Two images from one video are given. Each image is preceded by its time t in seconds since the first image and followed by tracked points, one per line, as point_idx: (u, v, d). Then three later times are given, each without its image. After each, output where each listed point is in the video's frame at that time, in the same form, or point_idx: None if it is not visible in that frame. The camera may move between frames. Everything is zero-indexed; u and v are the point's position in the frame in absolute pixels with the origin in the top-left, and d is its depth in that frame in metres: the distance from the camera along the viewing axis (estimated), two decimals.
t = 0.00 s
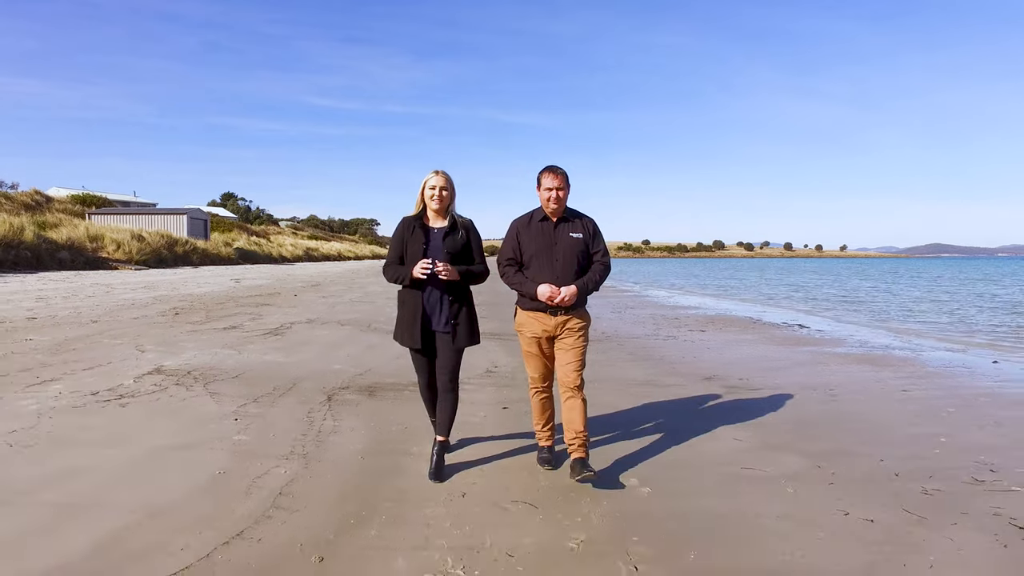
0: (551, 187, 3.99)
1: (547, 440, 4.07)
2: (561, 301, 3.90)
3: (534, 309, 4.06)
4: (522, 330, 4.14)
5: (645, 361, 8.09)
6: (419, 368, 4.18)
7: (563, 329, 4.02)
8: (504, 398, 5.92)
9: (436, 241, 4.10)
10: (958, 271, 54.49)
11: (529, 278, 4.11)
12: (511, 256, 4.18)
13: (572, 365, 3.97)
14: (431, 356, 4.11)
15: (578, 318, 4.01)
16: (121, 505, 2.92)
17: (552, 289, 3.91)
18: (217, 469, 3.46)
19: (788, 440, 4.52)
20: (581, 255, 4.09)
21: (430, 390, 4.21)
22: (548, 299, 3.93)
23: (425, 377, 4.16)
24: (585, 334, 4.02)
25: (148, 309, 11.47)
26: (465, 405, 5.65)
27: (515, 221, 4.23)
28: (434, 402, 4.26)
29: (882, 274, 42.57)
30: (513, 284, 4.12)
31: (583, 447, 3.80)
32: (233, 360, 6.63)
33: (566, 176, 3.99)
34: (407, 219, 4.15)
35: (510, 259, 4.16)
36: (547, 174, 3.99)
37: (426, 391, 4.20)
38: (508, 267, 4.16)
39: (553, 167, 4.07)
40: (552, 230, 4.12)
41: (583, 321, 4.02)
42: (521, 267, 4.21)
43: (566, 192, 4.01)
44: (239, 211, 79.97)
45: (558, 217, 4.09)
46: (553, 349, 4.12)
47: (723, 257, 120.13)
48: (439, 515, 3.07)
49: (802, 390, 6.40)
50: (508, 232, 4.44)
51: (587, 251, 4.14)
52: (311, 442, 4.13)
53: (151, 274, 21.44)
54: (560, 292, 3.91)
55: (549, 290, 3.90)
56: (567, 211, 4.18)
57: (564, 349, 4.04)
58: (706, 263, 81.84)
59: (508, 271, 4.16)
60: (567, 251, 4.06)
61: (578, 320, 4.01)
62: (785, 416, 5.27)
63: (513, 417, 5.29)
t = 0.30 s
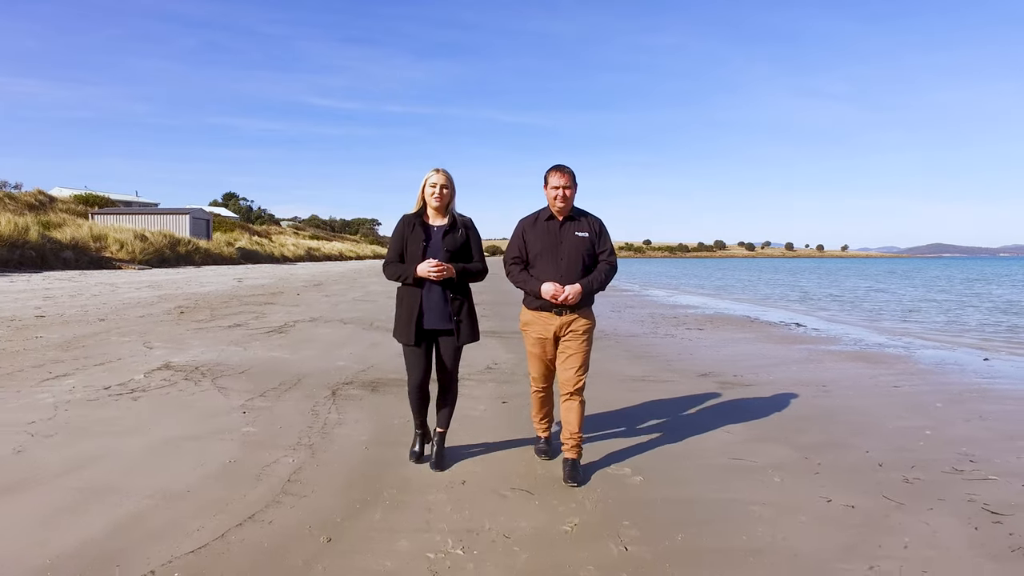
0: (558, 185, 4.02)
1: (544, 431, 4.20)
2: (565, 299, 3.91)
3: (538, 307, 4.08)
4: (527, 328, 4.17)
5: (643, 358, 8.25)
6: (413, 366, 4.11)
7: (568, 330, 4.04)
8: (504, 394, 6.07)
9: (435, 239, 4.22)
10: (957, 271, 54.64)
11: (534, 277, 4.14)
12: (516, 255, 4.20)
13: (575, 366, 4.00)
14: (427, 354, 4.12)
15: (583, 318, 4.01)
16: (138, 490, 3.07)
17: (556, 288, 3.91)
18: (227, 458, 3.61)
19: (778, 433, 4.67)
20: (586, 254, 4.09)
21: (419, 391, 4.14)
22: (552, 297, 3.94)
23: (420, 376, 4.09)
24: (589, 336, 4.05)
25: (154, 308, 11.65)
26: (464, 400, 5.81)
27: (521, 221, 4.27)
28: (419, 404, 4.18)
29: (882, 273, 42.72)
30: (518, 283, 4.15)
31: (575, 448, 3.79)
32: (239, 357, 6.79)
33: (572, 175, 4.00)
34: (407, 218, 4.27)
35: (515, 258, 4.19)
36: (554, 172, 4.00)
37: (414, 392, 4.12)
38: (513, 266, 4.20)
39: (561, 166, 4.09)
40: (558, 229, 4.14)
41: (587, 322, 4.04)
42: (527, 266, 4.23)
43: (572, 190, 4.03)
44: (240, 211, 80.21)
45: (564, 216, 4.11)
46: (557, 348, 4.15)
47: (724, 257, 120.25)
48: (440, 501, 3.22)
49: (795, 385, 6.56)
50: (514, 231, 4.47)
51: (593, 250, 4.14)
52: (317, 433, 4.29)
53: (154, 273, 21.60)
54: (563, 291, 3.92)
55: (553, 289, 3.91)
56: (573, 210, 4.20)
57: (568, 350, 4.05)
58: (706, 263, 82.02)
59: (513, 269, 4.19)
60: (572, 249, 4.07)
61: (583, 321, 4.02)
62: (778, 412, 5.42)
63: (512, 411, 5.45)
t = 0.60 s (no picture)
0: (564, 185, 4.08)
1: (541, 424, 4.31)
2: (570, 297, 3.95)
3: (544, 305, 4.12)
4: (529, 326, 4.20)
5: (641, 356, 8.40)
6: (415, 361, 4.14)
7: (573, 330, 4.09)
8: (504, 390, 6.23)
9: (437, 240, 4.34)
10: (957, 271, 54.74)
11: (540, 275, 4.18)
12: (522, 254, 4.25)
13: (578, 365, 4.15)
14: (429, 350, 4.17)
15: (588, 316, 4.08)
16: (155, 479, 3.22)
17: (561, 286, 3.96)
18: (238, 450, 3.76)
19: (770, 428, 4.82)
20: (592, 252, 4.13)
21: (420, 385, 4.15)
22: (558, 296, 3.98)
23: (425, 371, 4.14)
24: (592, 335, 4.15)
25: (160, 307, 11.82)
26: (466, 396, 5.96)
27: (527, 220, 4.33)
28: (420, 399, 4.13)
29: (882, 273, 42.85)
30: (524, 282, 4.20)
31: (573, 442, 3.94)
32: (245, 354, 6.95)
33: (578, 175, 4.07)
34: (408, 219, 4.38)
35: (521, 257, 4.23)
36: (559, 171, 4.07)
37: (416, 387, 4.13)
38: (519, 265, 4.24)
39: (566, 165, 4.15)
40: (563, 228, 4.19)
41: (591, 321, 4.11)
42: (533, 265, 4.27)
43: (578, 189, 4.08)
44: (242, 211, 80.41)
45: (569, 215, 4.17)
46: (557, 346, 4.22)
47: (724, 257, 120.38)
48: (443, 490, 3.37)
49: (790, 383, 6.70)
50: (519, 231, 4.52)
51: (599, 249, 4.19)
52: (323, 427, 4.44)
53: (158, 273, 21.75)
54: (569, 289, 3.96)
55: (559, 287, 3.96)
56: (579, 209, 4.25)
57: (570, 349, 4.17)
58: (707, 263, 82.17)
59: (519, 268, 4.24)
60: (577, 248, 4.12)
61: (588, 319, 4.09)
62: (771, 408, 5.56)
63: (512, 408, 5.60)
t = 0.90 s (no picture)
0: (564, 187, 4.21)
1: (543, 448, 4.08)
2: (571, 299, 4.08)
3: (544, 306, 4.23)
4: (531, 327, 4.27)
5: (638, 355, 8.55)
6: (415, 365, 4.29)
7: (574, 329, 4.21)
8: (504, 388, 6.38)
9: (437, 244, 4.46)
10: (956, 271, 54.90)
11: (540, 276, 4.31)
12: (522, 255, 4.38)
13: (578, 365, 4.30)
14: (431, 353, 4.31)
15: (587, 317, 4.22)
16: (169, 470, 3.37)
17: (562, 288, 4.09)
18: (247, 444, 3.91)
19: (761, 423, 4.97)
20: (591, 254, 4.27)
21: (422, 389, 4.28)
22: (558, 297, 4.10)
23: (429, 374, 4.28)
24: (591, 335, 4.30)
25: (164, 306, 11.97)
26: (466, 393, 6.12)
27: (527, 221, 4.44)
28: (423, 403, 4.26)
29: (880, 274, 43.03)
30: (525, 283, 4.31)
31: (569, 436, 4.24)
32: (250, 353, 7.10)
33: (577, 177, 4.20)
34: (406, 222, 4.46)
35: (521, 258, 4.36)
36: (560, 174, 4.19)
37: (418, 392, 4.25)
38: (519, 266, 4.36)
39: (566, 168, 4.28)
40: (563, 229, 4.32)
41: (590, 322, 4.25)
42: (533, 266, 4.39)
43: (577, 192, 4.21)
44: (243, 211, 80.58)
45: (569, 217, 4.30)
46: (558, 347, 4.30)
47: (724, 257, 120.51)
48: (444, 482, 3.52)
49: (783, 380, 6.85)
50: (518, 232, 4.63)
51: (598, 251, 4.32)
52: (328, 423, 4.59)
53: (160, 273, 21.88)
54: (569, 291, 4.08)
55: (559, 289, 4.08)
56: (578, 211, 4.39)
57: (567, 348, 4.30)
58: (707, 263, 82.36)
59: (519, 269, 4.35)
60: (577, 250, 4.25)
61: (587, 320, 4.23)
62: (764, 404, 5.72)
63: (510, 404, 5.76)
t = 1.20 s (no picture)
0: (561, 190, 4.35)
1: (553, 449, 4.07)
2: (569, 301, 4.21)
3: (543, 308, 4.37)
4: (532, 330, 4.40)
5: (637, 352, 8.71)
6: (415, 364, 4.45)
7: (574, 330, 4.37)
8: (504, 384, 6.54)
9: (435, 240, 4.59)
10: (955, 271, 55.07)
11: (539, 279, 4.45)
12: (521, 257, 4.51)
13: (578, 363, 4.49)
14: (430, 351, 4.46)
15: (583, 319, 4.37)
16: (184, 460, 3.52)
17: (561, 291, 4.23)
18: (257, 436, 4.07)
19: (753, 418, 5.12)
20: (589, 256, 4.41)
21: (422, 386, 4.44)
22: (558, 300, 4.24)
23: (428, 373, 4.44)
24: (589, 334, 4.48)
25: (168, 306, 12.12)
26: (467, 390, 6.28)
27: (525, 224, 4.58)
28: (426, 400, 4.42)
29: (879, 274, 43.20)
30: (524, 285, 4.44)
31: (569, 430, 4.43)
32: (256, 350, 7.26)
33: (573, 180, 4.33)
34: (403, 220, 4.57)
35: (520, 260, 4.50)
36: (556, 177, 4.32)
37: (420, 390, 4.40)
38: (518, 269, 4.51)
39: (562, 171, 4.42)
40: (561, 232, 4.46)
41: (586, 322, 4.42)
42: (531, 268, 4.54)
43: (574, 194, 4.35)
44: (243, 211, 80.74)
45: (566, 219, 4.44)
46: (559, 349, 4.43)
47: (724, 257, 120.72)
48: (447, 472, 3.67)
49: (777, 377, 7.01)
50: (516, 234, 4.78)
51: (597, 253, 4.47)
52: (333, 417, 4.74)
53: (162, 273, 22.00)
54: (568, 294, 4.21)
55: (558, 292, 4.22)
56: (575, 213, 4.53)
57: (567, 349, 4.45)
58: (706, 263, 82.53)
59: (518, 271, 4.50)
60: (574, 252, 4.39)
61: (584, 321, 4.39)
62: (757, 400, 5.88)
63: (510, 400, 5.91)
